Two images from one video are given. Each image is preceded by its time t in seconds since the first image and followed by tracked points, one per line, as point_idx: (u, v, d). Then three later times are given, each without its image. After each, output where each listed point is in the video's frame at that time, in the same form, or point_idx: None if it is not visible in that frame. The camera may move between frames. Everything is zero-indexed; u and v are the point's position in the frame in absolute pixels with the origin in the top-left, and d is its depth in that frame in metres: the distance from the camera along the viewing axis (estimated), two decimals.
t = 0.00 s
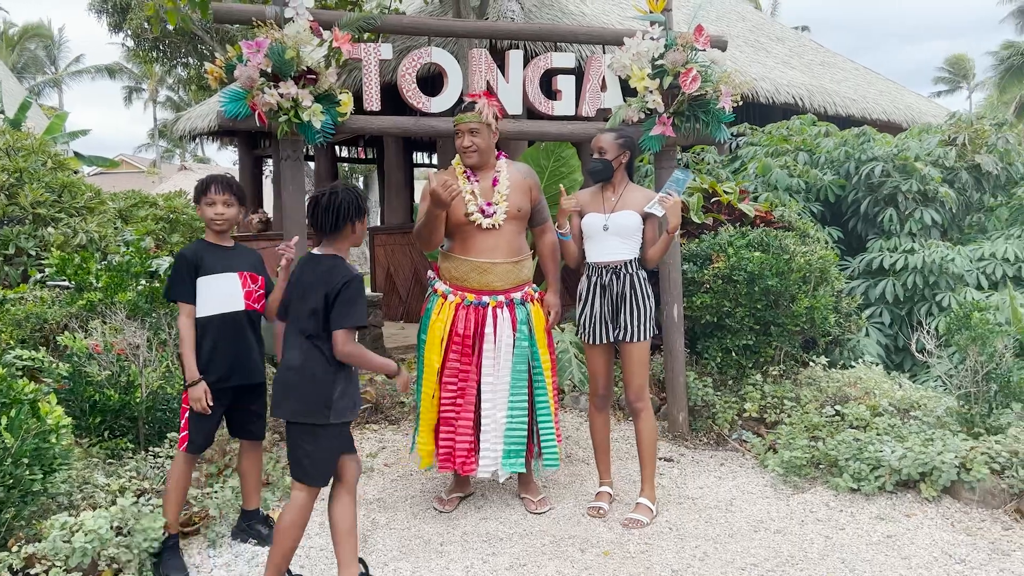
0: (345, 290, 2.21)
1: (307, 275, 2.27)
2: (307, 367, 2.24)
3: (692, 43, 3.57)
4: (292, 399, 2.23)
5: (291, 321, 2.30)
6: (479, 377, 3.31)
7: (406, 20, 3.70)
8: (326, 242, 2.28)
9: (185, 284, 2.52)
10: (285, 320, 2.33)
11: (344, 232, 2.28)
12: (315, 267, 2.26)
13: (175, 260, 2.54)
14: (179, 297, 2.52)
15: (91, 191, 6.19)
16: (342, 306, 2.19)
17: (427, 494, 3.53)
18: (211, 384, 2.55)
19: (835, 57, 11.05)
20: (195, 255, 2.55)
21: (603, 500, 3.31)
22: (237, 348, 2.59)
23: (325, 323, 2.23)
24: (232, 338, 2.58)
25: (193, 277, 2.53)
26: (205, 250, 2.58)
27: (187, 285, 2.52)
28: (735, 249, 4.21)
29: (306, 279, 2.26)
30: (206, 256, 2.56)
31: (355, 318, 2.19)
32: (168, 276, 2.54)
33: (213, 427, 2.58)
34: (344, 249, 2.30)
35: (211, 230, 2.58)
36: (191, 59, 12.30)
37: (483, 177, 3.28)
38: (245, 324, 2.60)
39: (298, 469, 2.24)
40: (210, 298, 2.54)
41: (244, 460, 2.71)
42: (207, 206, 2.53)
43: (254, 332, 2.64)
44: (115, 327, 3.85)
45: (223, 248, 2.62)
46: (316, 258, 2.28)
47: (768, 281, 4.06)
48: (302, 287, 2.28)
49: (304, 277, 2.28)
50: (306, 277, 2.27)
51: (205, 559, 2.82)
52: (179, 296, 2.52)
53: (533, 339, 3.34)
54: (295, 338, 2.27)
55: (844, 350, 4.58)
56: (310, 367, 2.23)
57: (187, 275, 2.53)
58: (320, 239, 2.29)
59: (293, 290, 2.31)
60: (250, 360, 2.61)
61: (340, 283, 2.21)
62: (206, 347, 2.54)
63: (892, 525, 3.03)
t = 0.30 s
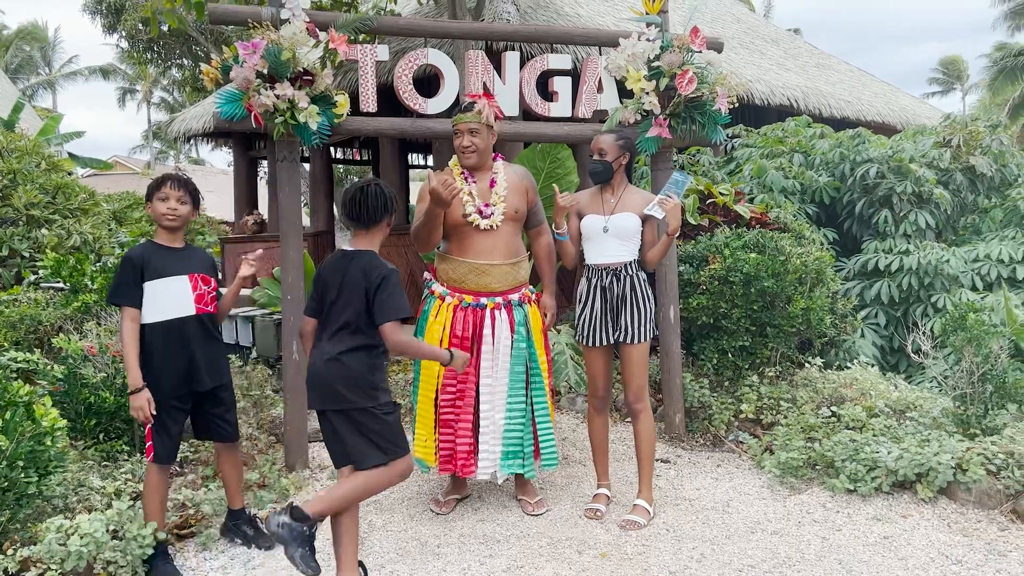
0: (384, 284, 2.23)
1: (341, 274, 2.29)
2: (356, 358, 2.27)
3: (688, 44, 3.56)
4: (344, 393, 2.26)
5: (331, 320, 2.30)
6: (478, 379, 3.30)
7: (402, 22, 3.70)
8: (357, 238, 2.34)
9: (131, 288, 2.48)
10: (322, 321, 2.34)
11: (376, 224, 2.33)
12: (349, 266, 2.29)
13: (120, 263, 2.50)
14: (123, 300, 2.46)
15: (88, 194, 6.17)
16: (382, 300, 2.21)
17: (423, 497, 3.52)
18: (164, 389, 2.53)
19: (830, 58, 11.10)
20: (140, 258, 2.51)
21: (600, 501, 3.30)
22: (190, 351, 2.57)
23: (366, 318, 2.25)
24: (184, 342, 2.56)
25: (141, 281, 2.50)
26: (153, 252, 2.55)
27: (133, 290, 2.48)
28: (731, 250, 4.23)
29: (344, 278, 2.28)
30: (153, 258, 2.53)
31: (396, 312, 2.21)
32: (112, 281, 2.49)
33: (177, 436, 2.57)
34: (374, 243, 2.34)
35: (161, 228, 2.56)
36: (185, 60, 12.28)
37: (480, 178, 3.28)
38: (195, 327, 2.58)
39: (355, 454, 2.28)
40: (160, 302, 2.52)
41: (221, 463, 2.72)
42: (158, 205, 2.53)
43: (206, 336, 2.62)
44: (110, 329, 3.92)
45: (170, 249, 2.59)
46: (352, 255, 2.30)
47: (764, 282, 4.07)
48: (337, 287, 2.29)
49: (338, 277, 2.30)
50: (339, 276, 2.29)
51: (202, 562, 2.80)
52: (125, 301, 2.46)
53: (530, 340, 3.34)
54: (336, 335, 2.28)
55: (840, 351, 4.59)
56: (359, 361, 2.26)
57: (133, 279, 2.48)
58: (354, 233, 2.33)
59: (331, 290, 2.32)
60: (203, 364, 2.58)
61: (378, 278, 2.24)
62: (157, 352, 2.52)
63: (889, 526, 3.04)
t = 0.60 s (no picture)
0: (411, 279, 2.44)
1: (360, 271, 2.45)
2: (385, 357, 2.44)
3: (686, 46, 3.59)
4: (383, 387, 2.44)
5: (354, 318, 2.44)
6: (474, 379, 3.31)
7: (400, 22, 3.70)
8: (369, 237, 2.47)
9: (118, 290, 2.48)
10: (337, 317, 2.47)
11: (387, 225, 2.47)
12: (368, 264, 2.45)
13: (107, 263, 2.50)
14: (109, 302, 2.46)
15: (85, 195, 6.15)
16: (412, 295, 2.43)
17: (421, 498, 3.52)
18: (150, 391, 2.52)
19: (828, 60, 11.12)
20: (127, 259, 2.52)
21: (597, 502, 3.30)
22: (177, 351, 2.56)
23: (392, 313, 2.44)
24: (172, 343, 2.55)
25: (128, 282, 2.50)
26: (141, 253, 2.55)
27: (120, 291, 2.48)
28: (729, 251, 4.25)
29: (365, 275, 2.44)
30: (141, 258, 2.54)
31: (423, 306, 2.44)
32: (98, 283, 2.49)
33: (168, 437, 2.58)
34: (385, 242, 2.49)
35: (147, 229, 2.56)
36: (182, 61, 12.26)
37: (479, 179, 3.28)
38: (184, 327, 2.58)
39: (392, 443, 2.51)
40: (148, 303, 2.52)
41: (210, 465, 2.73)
42: (144, 207, 2.53)
43: (194, 337, 2.61)
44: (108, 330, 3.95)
45: (158, 249, 2.59)
46: (371, 255, 2.46)
47: (761, 283, 4.08)
48: (359, 284, 2.44)
49: (358, 274, 2.45)
50: (359, 273, 2.45)
51: (199, 563, 2.80)
52: (111, 304, 2.46)
53: (528, 341, 3.34)
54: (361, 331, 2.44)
55: (837, 351, 4.60)
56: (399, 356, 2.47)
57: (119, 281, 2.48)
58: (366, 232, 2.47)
59: (351, 289, 2.46)
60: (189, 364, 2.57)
61: (402, 276, 2.43)
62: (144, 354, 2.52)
63: (885, 526, 3.05)
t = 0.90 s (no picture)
0: (411, 279, 2.43)
1: (363, 270, 2.47)
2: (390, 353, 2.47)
3: (683, 46, 3.58)
4: (390, 384, 2.46)
5: (362, 316, 2.49)
6: (472, 380, 3.31)
7: (397, 23, 3.70)
8: (368, 237, 2.47)
9: (129, 293, 2.49)
10: (348, 315, 2.53)
11: (384, 225, 2.46)
12: (370, 263, 2.46)
13: (117, 268, 2.50)
14: (120, 306, 2.47)
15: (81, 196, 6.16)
16: (413, 293, 2.43)
17: (418, 499, 3.52)
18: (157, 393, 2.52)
19: (825, 61, 11.14)
20: (137, 264, 2.52)
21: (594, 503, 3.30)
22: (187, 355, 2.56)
23: (397, 312, 2.47)
24: (182, 347, 2.55)
25: (137, 286, 2.51)
26: (149, 256, 2.56)
27: (129, 295, 2.49)
28: (726, 252, 4.27)
29: (368, 275, 2.46)
30: (149, 262, 2.54)
31: (425, 303, 2.44)
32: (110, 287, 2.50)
33: (169, 438, 2.57)
34: (384, 240, 2.48)
35: (154, 233, 2.56)
36: (179, 62, 12.25)
37: (477, 180, 3.28)
38: (192, 330, 2.58)
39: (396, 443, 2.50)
40: (158, 305, 2.52)
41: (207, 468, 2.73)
42: (150, 210, 2.52)
43: (201, 339, 2.61)
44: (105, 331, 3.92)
45: (167, 252, 2.60)
46: (373, 257, 2.46)
47: (758, 284, 4.09)
48: (364, 283, 2.48)
49: (361, 273, 2.47)
50: (362, 273, 2.47)
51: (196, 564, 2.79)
52: (123, 307, 2.48)
53: (525, 342, 3.34)
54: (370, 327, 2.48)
55: (834, 352, 4.60)
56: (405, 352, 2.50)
57: (130, 284, 2.49)
58: (365, 231, 2.47)
59: (358, 291, 2.50)
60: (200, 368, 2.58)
61: (403, 274, 2.43)
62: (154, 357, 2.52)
63: (882, 526, 3.05)
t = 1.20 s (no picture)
0: (374, 281, 2.52)
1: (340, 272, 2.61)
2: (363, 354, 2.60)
3: (679, 47, 3.59)
4: (366, 383, 2.60)
5: (341, 316, 2.64)
6: (469, 381, 3.29)
7: (393, 24, 3.70)
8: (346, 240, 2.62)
9: (151, 293, 2.49)
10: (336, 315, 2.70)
11: (356, 229, 2.59)
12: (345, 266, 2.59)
13: (139, 271, 2.50)
14: (144, 307, 2.48)
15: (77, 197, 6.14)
16: (375, 295, 2.51)
17: (415, 499, 3.51)
18: (182, 390, 2.52)
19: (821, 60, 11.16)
20: (158, 266, 2.52)
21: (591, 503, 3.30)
22: (211, 352, 2.56)
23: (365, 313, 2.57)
24: (205, 345, 2.55)
25: (159, 287, 2.50)
26: (169, 258, 2.56)
27: (151, 295, 2.49)
28: (722, 251, 4.27)
29: (344, 277, 2.60)
30: (170, 263, 2.54)
31: (386, 306, 2.51)
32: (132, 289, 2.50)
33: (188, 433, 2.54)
34: (360, 243, 2.61)
35: (173, 236, 2.56)
36: (175, 62, 12.24)
37: (474, 181, 3.27)
38: (215, 328, 2.58)
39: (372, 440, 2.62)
40: (180, 304, 2.52)
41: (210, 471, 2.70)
42: (167, 212, 2.52)
43: (223, 338, 2.60)
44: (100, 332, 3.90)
45: (186, 253, 2.60)
46: (347, 258, 2.59)
47: (754, 284, 4.09)
48: (342, 285, 2.61)
49: (340, 275, 2.62)
50: (340, 275, 2.61)
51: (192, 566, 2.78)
52: (146, 308, 2.48)
53: (522, 343, 3.34)
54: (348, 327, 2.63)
55: (831, 352, 4.61)
56: (377, 355, 2.59)
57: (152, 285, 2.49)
58: (343, 235, 2.63)
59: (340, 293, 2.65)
60: (223, 364, 2.59)
61: (367, 277, 2.53)
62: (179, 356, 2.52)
63: (879, 526, 3.05)
